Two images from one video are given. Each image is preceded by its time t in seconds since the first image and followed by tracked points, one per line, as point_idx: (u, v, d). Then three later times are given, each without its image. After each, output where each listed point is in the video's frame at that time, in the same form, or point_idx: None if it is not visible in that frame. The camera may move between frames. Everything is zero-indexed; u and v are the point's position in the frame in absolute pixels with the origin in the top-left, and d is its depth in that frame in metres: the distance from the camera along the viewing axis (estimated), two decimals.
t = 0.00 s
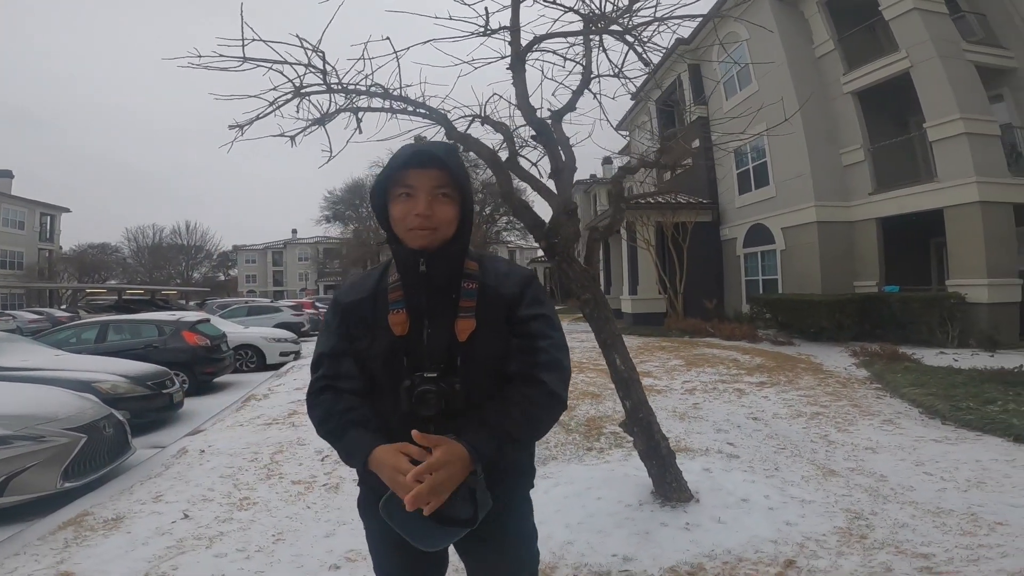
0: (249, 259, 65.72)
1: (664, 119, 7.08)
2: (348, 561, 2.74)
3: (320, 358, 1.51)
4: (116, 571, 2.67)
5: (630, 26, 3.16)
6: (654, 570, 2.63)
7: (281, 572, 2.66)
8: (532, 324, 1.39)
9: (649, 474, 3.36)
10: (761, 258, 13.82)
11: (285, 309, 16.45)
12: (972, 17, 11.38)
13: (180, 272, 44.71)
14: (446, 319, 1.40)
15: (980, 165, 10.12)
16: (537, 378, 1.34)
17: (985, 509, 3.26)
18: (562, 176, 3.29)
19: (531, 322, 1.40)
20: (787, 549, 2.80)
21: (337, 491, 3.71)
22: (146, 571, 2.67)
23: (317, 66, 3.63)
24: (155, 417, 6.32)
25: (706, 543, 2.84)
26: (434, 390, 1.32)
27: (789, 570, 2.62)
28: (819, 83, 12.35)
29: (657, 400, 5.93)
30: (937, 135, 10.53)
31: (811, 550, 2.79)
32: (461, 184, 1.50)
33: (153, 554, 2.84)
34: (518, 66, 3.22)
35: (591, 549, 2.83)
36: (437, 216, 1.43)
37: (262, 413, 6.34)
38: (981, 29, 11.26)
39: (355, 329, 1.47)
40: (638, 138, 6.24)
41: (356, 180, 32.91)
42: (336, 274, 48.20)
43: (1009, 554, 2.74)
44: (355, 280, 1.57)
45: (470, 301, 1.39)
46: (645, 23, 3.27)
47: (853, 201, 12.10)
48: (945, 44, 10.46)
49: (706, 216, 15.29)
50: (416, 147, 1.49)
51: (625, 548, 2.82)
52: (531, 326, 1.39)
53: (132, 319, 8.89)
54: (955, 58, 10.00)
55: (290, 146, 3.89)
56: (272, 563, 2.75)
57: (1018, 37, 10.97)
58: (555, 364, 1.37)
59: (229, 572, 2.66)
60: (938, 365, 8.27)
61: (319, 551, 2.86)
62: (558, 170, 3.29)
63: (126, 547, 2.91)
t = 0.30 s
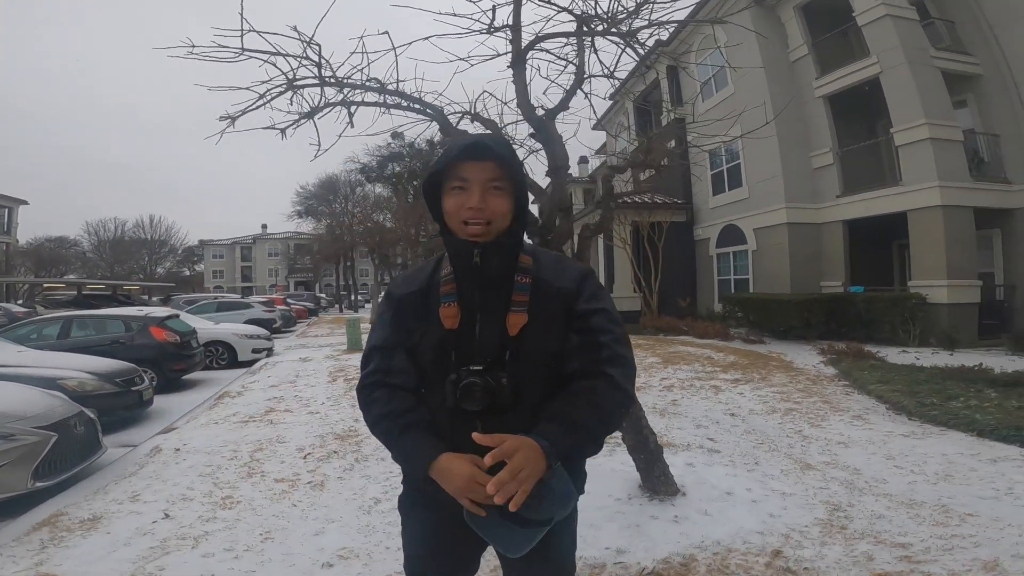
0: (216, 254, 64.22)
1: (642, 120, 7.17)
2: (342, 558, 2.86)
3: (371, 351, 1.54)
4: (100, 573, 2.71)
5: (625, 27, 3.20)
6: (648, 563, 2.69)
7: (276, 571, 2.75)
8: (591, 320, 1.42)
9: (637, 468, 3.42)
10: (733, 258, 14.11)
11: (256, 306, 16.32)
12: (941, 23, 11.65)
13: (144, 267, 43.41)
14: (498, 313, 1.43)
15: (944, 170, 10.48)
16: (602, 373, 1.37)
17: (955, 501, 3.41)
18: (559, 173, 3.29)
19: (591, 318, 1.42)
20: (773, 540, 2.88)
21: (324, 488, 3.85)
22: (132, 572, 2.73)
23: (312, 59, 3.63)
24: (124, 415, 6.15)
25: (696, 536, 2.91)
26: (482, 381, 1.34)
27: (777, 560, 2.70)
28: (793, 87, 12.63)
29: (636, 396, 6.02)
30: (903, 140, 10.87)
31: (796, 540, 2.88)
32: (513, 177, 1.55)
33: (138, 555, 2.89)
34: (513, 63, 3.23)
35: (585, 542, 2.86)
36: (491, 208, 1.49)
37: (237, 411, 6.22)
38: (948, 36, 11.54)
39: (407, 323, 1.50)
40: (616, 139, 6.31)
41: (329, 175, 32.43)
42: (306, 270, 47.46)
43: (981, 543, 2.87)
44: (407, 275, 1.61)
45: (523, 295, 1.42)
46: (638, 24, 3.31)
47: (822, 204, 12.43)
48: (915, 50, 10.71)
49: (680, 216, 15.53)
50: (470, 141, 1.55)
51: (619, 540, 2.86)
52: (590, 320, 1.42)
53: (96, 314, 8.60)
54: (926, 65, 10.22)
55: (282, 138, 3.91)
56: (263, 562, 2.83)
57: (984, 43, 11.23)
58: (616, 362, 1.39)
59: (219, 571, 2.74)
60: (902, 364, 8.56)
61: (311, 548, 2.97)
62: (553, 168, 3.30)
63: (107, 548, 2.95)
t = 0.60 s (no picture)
0: (184, 247, 62.80)
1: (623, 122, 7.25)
2: (322, 556, 2.97)
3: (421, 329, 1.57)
4: (69, 570, 2.79)
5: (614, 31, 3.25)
6: (629, 559, 2.74)
7: (253, 569, 2.86)
8: (638, 304, 1.32)
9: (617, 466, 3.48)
10: (708, 263, 14.38)
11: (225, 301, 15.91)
12: (915, 35, 11.94)
13: (108, 259, 42.23)
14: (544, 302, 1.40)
15: (912, 180, 10.81)
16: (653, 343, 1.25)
17: (917, 500, 3.53)
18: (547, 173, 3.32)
19: (639, 299, 1.32)
20: (747, 537, 2.96)
21: (301, 485, 3.90)
22: (105, 570, 2.81)
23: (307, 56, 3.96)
24: (89, 411, 5.99)
25: (673, 533, 2.98)
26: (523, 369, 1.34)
27: (752, 557, 2.78)
28: (770, 95, 12.91)
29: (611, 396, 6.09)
30: (874, 149, 11.18)
31: (770, 537, 2.96)
32: (564, 166, 1.50)
33: (110, 552, 2.98)
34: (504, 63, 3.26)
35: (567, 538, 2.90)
36: (537, 204, 1.46)
37: (209, 407, 6.12)
38: (922, 48, 11.85)
39: (456, 303, 1.52)
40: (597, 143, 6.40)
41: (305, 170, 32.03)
42: (279, 265, 46.68)
43: (942, 541, 2.98)
44: (459, 255, 1.62)
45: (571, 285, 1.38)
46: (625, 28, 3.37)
47: (794, 211, 12.74)
48: (890, 61, 10.98)
49: (657, 220, 15.75)
50: (514, 137, 1.53)
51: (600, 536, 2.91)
52: (637, 304, 1.32)
53: (60, 307, 8.34)
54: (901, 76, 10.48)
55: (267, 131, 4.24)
56: (241, 559, 2.94)
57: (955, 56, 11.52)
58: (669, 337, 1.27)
59: (196, 569, 2.84)
60: (866, 368, 8.81)
61: (291, 547, 3.07)
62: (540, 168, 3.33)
63: (77, 546, 3.03)
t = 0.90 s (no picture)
0: (159, 238, 61.56)
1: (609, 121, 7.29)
2: (304, 550, 2.95)
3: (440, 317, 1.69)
4: (41, 565, 2.74)
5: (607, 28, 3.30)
6: (611, 554, 2.77)
7: (231, 564, 2.82)
8: (639, 295, 1.32)
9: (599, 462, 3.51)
10: (689, 262, 14.55)
11: (201, 292, 15.65)
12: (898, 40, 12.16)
13: (80, 248, 41.22)
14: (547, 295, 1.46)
15: (888, 184, 11.04)
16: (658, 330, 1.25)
17: (888, 497, 3.62)
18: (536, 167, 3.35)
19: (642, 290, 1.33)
20: (726, 533, 3.01)
21: (280, 480, 3.86)
22: (79, 565, 2.75)
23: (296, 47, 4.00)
24: (60, 403, 5.86)
25: (654, 528, 3.02)
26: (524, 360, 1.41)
27: (732, 552, 2.83)
28: (755, 96, 13.06)
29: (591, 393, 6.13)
30: (852, 152, 11.39)
31: (747, 533, 3.02)
32: (561, 156, 1.49)
33: (84, 547, 2.92)
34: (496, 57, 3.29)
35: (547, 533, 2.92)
36: (536, 199, 1.48)
37: (185, 400, 6.02)
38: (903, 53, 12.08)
39: (468, 295, 1.62)
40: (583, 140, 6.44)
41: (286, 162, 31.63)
42: (257, 257, 45.96)
43: (911, 538, 3.06)
44: (473, 247, 1.70)
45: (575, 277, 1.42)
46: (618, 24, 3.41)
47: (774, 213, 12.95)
48: (871, 66, 11.17)
49: (640, 218, 15.87)
50: (513, 130, 1.53)
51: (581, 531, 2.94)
52: (640, 294, 1.32)
53: (31, 296, 8.13)
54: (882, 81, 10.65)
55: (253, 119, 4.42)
56: (220, 554, 2.91)
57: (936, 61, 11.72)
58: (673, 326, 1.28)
59: (173, 564, 2.80)
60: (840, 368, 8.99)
61: (271, 541, 3.04)
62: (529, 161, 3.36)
63: (50, 540, 2.97)
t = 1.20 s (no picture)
0: (142, 234, 60.70)
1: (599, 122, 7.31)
2: (290, 551, 2.92)
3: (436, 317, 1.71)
4: (19, 565, 2.68)
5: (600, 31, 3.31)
6: (599, 554, 2.78)
7: (214, 564, 2.79)
8: (627, 298, 1.33)
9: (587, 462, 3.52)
10: (676, 265, 14.66)
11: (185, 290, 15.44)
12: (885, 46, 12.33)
13: (60, 244, 40.48)
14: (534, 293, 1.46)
15: (872, 190, 11.21)
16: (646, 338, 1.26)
17: (869, 499, 3.67)
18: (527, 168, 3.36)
19: (632, 297, 1.33)
20: (711, 533, 3.03)
21: (264, 480, 3.82)
22: (58, 565, 2.70)
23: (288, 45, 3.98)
24: (38, 401, 5.74)
25: (641, 528, 3.04)
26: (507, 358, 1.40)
27: (717, 552, 2.85)
28: (744, 100, 13.18)
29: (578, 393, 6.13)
30: (838, 157, 11.53)
31: (733, 534, 3.04)
32: (545, 152, 1.48)
33: (62, 547, 2.87)
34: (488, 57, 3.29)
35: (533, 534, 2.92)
36: (520, 193, 1.47)
37: (167, 399, 5.93)
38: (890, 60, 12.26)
39: (461, 294, 1.63)
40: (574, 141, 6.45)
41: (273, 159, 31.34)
42: (242, 255, 45.44)
43: (892, 539, 3.10)
44: (469, 248, 1.72)
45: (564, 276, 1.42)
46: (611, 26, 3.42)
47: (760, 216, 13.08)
48: (858, 71, 11.32)
49: (628, 220, 15.95)
50: (500, 127, 1.54)
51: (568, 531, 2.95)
52: (630, 301, 1.32)
53: (9, 292, 7.96)
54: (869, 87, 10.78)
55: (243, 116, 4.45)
56: (203, 554, 2.87)
57: (922, 68, 11.91)
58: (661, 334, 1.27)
59: (155, 565, 2.76)
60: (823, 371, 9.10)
61: (256, 542, 3.01)
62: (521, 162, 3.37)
63: (28, 540, 2.91)
